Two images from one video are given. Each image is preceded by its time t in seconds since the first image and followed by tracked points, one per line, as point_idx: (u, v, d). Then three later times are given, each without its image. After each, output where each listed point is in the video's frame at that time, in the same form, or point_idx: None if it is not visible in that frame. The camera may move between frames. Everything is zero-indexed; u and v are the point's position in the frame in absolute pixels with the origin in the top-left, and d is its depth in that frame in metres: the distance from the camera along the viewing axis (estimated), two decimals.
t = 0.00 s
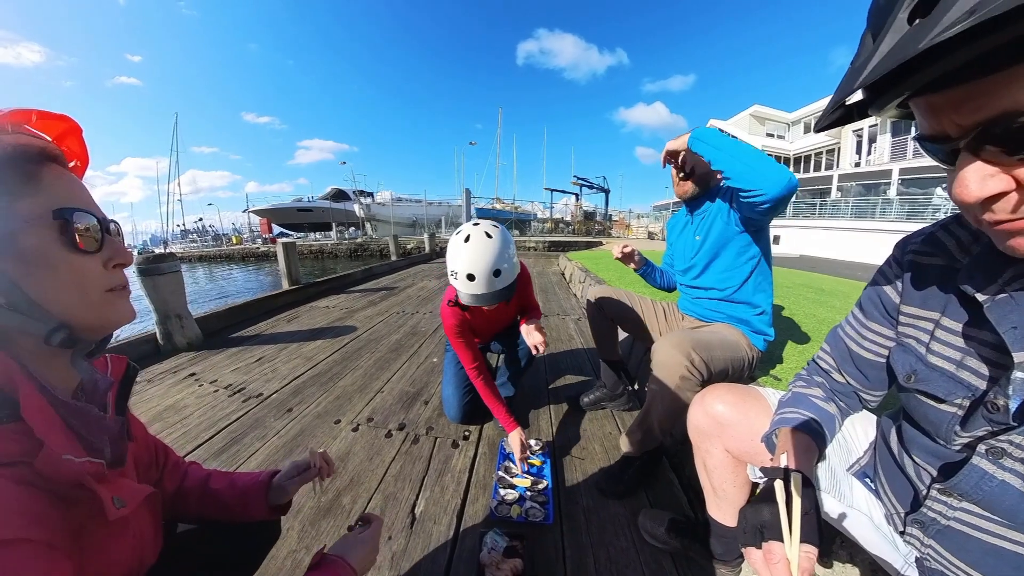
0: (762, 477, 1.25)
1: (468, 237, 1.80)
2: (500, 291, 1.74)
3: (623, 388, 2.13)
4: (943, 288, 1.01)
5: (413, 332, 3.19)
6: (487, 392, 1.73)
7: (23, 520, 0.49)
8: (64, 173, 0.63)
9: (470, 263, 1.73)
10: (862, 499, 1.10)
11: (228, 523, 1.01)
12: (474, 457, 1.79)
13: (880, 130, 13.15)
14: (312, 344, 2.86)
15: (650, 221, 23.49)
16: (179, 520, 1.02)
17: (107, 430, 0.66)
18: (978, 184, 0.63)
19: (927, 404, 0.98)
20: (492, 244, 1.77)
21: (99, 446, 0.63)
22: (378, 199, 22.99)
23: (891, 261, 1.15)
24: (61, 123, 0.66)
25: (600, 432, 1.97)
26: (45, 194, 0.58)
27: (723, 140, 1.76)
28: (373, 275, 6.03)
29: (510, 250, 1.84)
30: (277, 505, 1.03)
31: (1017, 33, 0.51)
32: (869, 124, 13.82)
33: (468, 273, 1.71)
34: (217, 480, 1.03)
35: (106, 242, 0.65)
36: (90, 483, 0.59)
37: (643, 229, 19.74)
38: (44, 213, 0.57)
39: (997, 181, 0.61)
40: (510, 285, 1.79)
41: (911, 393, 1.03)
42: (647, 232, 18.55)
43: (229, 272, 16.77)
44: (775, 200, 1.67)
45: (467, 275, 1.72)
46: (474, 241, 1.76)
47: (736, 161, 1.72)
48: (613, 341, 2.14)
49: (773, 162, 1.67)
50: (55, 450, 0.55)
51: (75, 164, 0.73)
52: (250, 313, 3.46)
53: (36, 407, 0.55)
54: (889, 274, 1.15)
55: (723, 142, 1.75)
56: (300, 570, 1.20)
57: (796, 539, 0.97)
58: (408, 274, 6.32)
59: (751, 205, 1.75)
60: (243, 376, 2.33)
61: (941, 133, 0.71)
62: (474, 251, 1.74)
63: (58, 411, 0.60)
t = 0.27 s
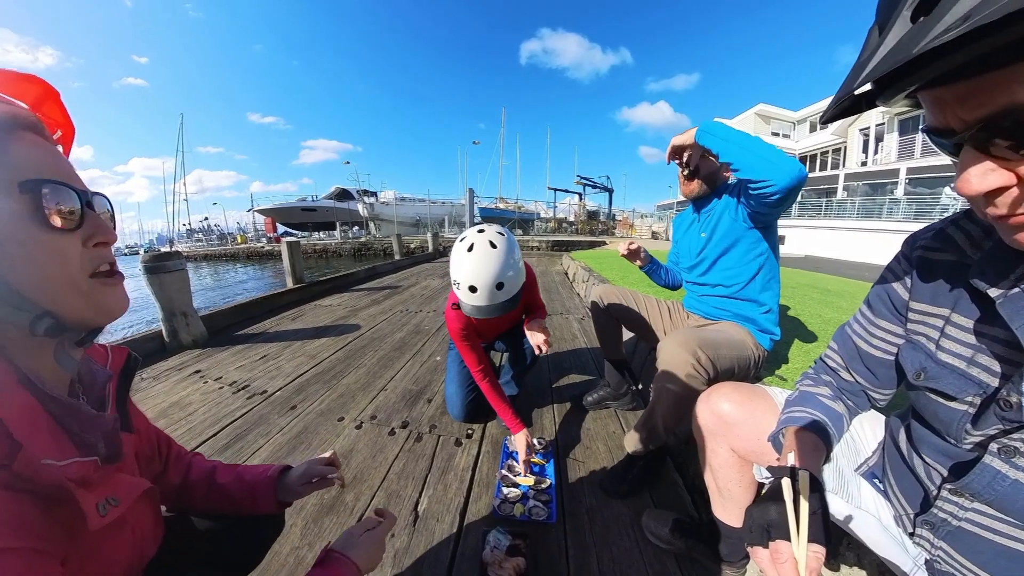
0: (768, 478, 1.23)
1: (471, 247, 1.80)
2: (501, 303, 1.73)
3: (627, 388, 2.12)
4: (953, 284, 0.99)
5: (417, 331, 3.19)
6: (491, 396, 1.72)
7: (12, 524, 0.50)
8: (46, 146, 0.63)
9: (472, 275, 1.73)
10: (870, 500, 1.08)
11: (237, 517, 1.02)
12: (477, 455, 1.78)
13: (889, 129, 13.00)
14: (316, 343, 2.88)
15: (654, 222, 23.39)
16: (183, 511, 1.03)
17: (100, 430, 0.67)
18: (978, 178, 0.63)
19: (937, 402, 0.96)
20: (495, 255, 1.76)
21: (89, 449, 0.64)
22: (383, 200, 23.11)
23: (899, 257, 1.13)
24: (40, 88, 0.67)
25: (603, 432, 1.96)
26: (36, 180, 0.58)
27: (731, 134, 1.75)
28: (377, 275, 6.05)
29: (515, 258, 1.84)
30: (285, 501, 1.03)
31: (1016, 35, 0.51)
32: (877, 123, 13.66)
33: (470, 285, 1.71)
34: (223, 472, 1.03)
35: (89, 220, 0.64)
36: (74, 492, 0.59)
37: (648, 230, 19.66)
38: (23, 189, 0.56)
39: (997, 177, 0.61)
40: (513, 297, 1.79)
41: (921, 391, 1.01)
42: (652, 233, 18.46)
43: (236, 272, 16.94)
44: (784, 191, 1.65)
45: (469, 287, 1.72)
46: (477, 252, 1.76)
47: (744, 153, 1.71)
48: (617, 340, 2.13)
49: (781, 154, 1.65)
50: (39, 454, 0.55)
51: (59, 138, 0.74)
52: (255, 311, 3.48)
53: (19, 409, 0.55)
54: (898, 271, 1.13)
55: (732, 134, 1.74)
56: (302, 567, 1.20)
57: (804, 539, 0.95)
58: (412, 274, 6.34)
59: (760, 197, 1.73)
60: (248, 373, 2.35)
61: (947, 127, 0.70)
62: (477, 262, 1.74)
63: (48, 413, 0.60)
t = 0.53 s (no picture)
0: (773, 481, 1.22)
1: (472, 248, 1.80)
2: (501, 305, 1.73)
3: (630, 389, 2.11)
4: (962, 285, 0.97)
5: (420, 330, 3.20)
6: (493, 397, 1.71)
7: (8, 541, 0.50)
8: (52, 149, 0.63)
9: (471, 277, 1.73)
10: (876, 504, 1.07)
11: (239, 512, 1.04)
12: (479, 455, 1.79)
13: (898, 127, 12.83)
14: (320, 341, 2.90)
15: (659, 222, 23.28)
16: (190, 505, 1.05)
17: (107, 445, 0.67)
18: (987, 178, 0.62)
19: (945, 405, 0.94)
20: (495, 258, 1.76)
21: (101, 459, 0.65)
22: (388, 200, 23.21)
23: (906, 258, 1.12)
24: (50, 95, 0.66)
25: (606, 432, 1.95)
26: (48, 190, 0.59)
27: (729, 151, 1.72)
28: (380, 274, 6.08)
29: (515, 259, 1.85)
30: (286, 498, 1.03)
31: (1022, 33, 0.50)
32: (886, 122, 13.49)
33: (470, 287, 1.71)
34: (228, 469, 1.04)
35: (100, 234, 0.64)
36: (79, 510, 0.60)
37: (653, 230, 19.56)
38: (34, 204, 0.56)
39: (1006, 177, 0.60)
40: (512, 300, 1.78)
41: (928, 394, 0.99)
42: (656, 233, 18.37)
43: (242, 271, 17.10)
44: (784, 217, 1.64)
45: (468, 289, 1.72)
46: (477, 254, 1.76)
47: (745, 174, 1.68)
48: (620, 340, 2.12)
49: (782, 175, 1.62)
50: (42, 473, 0.55)
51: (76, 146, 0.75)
52: (260, 310, 3.52)
53: (31, 421, 0.56)
54: (904, 271, 1.11)
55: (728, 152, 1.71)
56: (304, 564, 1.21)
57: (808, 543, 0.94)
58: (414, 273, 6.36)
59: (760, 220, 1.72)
60: (252, 371, 2.37)
61: (956, 125, 0.69)
62: (476, 264, 1.74)
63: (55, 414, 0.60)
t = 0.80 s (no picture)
0: (774, 482, 1.23)
1: (475, 245, 1.81)
2: (504, 302, 1.74)
3: (633, 389, 2.10)
4: (967, 285, 0.96)
5: (423, 329, 3.21)
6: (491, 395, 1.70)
7: (27, 535, 0.52)
8: (134, 196, 0.66)
9: (474, 273, 1.73)
10: (880, 506, 1.06)
11: (237, 507, 1.05)
12: (482, 454, 1.79)
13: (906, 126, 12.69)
14: (324, 340, 2.92)
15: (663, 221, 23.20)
16: (189, 501, 1.06)
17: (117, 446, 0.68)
18: (992, 181, 0.62)
19: (950, 406, 0.94)
20: (499, 255, 1.77)
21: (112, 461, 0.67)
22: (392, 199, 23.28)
23: (912, 258, 1.11)
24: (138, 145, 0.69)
25: (608, 432, 1.95)
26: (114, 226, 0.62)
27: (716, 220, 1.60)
28: (383, 273, 6.10)
29: (519, 257, 1.85)
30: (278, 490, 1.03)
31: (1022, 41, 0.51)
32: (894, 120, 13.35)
33: (473, 283, 1.72)
34: (225, 464, 1.06)
35: (152, 287, 0.68)
36: (93, 511, 0.62)
37: (656, 229, 19.49)
38: (103, 259, 0.60)
39: (1011, 181, 0.61)
40: (515, 297, 1.79)
41: (934, 395, 0.98)
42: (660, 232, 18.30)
43: (247, 270, 17.22)
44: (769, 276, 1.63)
45: (471, 285, 1.72)
46: (480, 252, 1.76)
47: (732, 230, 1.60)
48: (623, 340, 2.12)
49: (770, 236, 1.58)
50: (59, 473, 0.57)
51: (154, 172, 0.81)
52: (265, 308, 3.55)
53: (46, 420, 0.58)
54: (910, 271, 1.10)
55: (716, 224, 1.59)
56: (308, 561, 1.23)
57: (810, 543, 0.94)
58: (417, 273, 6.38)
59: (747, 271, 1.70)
60: (257, 369, 2.39)
61: (959, 129, 0.69)
62: (480, 260, 1.74)
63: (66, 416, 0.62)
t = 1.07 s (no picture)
0: (780, 485, 1.18)
1: (479, 241, 1.81)
2: (508, 297, 1.73)
3: (637, 389, 2.10)
4: (976, 286, 0.95)
5: (426, 328, 3.22)
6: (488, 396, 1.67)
7: (36, 529, 0.53)
8: (183, 233, 0.69)
9: (478, 268, 1.73)
10: (886, 510, 1.04)
11: (240, 505, 1.06)
12: (484, 453, 1.79)
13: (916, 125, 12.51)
14: (328, 338, 2.94)
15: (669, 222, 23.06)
16: (192, 497, 1.07)
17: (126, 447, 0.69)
18: (1001, 183, 0.62)
19: (957, 409, 0.92)
20: (503, 251, 1.77)
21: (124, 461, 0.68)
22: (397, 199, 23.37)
23: (920, 258, 1.09)
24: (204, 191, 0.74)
25: (611, 433, 1.94)
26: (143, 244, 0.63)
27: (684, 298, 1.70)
28: (387, 272, 6.13)
29: (522, 254, 1.85)
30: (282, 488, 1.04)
31: None
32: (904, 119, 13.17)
33: (476, 279, 1.72)
34: (228, 462, 1.07)
35: (178, 318, 0.72)
36: (102, 511, 0.63)
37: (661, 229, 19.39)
38: (139, 293, 0.64)
39: (1020, 181, 0.60)
40: (519, 293, 1.78)
41: (941, 397, 0.97)
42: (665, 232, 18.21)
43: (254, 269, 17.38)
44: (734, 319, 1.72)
45: (475, 281, 1.73)
46: (485, 248, 1.77)
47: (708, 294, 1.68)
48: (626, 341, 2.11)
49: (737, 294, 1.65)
50: (69, 473, 0.58)
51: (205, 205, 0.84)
52: (269, 307, 3.58)
53: (58, 420, 0.59)
54: (918, 272, 1.08)
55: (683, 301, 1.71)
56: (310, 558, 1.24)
57: (815, 547, 0.92)
58: (421, 272, 6.40)
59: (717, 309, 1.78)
60: (261, 367, 2.41)
61: (966, 130, 0.67)
62: (484, 256, 1.75)
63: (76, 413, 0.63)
